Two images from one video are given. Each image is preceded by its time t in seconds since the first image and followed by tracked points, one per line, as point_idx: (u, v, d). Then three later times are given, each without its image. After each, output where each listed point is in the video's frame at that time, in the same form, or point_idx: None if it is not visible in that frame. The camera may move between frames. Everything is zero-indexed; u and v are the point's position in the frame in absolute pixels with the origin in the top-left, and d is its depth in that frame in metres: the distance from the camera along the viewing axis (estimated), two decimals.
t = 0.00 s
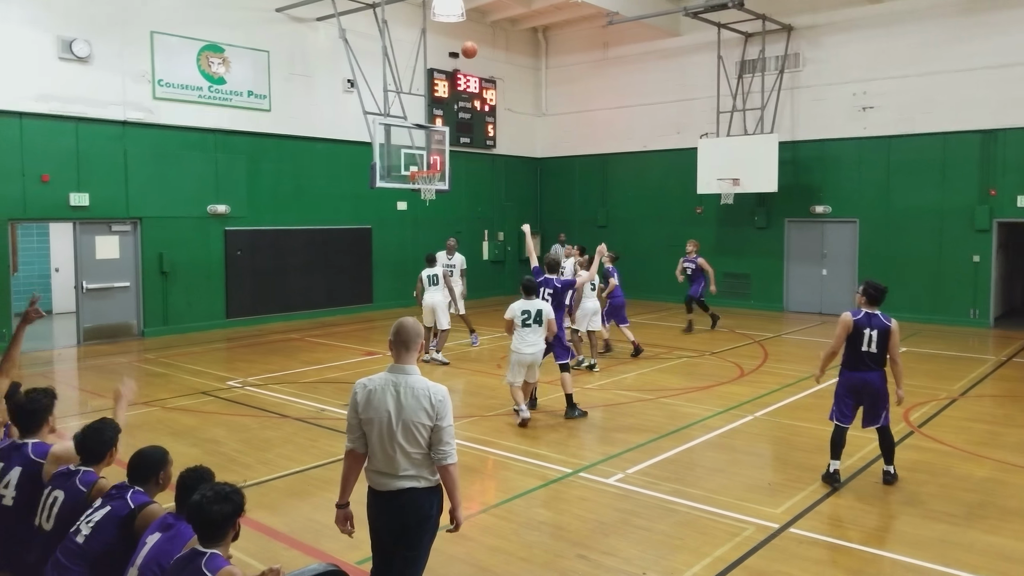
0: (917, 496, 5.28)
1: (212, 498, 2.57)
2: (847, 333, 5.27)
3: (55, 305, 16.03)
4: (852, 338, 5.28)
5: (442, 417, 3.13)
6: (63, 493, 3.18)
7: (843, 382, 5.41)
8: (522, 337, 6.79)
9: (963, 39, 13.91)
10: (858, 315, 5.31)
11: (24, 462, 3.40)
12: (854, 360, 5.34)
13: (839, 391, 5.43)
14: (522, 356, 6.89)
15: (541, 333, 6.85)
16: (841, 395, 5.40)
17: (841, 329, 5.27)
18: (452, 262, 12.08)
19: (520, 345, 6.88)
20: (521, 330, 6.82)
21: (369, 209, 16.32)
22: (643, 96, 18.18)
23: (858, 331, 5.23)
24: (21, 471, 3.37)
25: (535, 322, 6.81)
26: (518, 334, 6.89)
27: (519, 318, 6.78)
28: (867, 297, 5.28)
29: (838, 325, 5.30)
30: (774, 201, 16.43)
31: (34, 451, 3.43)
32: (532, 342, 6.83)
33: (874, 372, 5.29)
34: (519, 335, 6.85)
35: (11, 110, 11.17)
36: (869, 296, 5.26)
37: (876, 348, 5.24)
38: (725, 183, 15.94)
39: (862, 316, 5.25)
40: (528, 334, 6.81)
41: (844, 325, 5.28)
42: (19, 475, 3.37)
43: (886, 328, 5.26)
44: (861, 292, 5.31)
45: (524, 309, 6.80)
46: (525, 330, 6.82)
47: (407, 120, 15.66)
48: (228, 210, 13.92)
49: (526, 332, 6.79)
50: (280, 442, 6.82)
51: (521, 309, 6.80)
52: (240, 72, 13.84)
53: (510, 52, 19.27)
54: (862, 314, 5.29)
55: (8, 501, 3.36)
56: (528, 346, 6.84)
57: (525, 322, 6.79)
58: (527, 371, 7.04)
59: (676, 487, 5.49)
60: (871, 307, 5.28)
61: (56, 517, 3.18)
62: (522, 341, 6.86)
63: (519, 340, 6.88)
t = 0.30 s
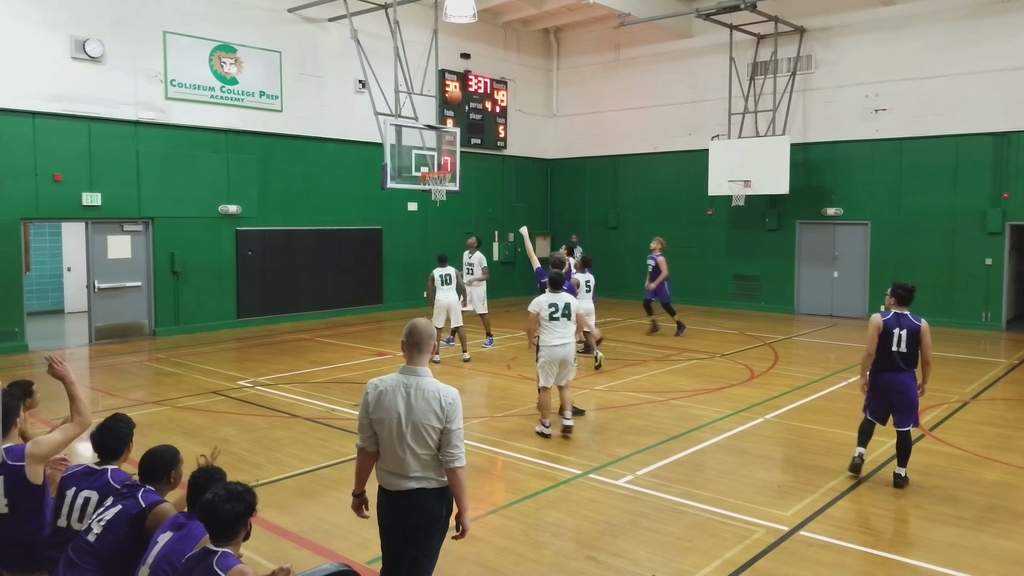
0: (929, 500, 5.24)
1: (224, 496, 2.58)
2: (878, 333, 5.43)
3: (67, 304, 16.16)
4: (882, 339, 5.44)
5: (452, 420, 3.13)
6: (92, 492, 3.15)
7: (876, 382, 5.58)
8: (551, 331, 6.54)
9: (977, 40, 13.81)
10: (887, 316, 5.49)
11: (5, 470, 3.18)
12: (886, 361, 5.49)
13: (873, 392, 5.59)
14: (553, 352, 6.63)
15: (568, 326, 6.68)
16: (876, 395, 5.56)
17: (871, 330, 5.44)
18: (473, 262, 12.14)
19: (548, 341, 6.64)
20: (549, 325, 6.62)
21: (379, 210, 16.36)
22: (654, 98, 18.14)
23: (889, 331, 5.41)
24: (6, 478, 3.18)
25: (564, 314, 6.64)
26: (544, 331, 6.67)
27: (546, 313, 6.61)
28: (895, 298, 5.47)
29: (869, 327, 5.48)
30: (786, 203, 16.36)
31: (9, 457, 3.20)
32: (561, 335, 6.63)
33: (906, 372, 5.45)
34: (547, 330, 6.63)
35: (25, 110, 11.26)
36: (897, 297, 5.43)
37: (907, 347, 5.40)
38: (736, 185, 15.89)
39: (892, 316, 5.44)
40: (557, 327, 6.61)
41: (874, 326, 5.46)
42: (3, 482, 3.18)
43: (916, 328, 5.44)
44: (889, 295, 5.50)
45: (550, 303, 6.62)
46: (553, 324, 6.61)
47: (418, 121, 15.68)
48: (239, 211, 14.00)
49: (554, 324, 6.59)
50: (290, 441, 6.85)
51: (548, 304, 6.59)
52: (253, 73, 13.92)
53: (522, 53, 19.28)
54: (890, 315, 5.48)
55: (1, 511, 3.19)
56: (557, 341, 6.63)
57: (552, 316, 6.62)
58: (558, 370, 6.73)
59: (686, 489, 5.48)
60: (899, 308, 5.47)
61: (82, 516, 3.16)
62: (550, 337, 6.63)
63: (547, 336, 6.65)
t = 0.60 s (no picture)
0: (932, 505, 5.24)
1: (230, 496, 2.59)
2: (890, 338, 5.42)
3: (71, 302, 16.20)
4: (893, 344, 5.44)
5: (455, 423, 3.13)
6: (96, 492, 3.17)
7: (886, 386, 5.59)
8: (586, 346, 6.05)
9: (984, 45, 13.78)
10: (897, 321, 5.49)
11: (5, 473, 3.19)
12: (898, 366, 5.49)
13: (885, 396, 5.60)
14: (589, 370, 6.08)
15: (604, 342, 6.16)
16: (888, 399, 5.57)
17: (883, 335, 5.41)
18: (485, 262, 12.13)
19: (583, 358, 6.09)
20: (583, 340, 6.08)
21: (384, 210, 16.39)
22: (660, 101, 18.14)
23: (900, 336, 5.41)
24: (5, 482, 3.20)
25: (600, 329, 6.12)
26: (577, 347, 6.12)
27: (581, 327, 6.07)
28: (903, 302, 5.48)
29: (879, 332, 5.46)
30: (791, 206, 16.34)
31: (8, 460, 3.21)
32: (597, 352, 6.10)
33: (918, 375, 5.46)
34: (582, 346, 6.08)
35: (31, 108, 11.31)
36: (906, 301, 5.47)
37: (917, 351, 5.40)
38: (741, 189, 15.89)
39: (902, 320, 5.44)
40: (593, 343, 6.08)
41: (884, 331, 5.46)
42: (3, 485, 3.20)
43: (926, 332, 5.43)
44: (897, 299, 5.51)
45: (585, 316, 6.12)
46: (588, 339, 6.09)
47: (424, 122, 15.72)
48: (245, 210, 14.04)
49: (591, 338, 6.08)
50: (293, 441, 6.86)
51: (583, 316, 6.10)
52: (259, 73, 13.96)
53: (528, 55, 19.30)
54: (899, 320, 5.48)
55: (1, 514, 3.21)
56: (593, 358, 6.08)
57: (586, 331, 6.09)
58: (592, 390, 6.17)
59: (689, 492, 5.48)
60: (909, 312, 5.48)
61: (82, 516, 3.17)
62: (585, 353, 6.08)
63: (580, 352, 6.10)
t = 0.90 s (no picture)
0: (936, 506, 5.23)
1: (262, 497, 2.61)
2: (892, 335, 5.46)
3: (74, 306, 16.25)
4: (896, 341, 5.46)
5: (458, 426, 3.14)
6: (91, 496, 3.17)
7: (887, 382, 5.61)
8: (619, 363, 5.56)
9: (987, 47, 13.77)
10: (900, 319, 5.51)
11: (13, 484, 3.22)
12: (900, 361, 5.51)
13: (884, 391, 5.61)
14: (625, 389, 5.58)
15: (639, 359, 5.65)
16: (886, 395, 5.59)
17: (885, 333, 5.45)
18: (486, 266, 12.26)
19: (617, 375, 5.59)
20: (616, 356, 5.59)
21: (386, 213, 16.42)
22: (663, 103, 18.15)
23: (902, 333, 5.43)
24: (13, 493, 3.22)
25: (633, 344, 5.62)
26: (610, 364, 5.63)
27: (613, 342, 5.59)
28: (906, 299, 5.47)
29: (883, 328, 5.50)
30: (793, 209, 16.35)
31: (15, 470, 3.23)
32: (633, 369, 5.61)
33: (920, 371, 5.47)
34: (615, 363, 5.59)
35: (34, 111, 11.34)
36: (910, 299, 5.43)
37: (919, 349, 5.42)
38: (743, 191, 15.88)
39: (906, 317, 5.46)
40: (627, 359, 5.58)
41: (888, 328, 5.48)
42: (11, 497, 3.22)
43: (930, 330, 5.45)
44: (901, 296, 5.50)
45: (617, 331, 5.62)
46: (623, 355, 5.59)
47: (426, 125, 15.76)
48: (247, 213, 14.06)
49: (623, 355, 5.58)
50: (296, 444, 6.87)
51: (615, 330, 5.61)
52: (262, 76, 13.98)
53: (530, 58, 19.31)
54: (902, 317, 5.50)
55: (9, 524, 3.24)
56: (629, 375, 5.59)
57: (619, 346, 5.61)
58: (629, 410, 5.66)
59: (691, 494, 5.48)
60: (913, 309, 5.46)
61: (83, 521, 3.16)
62: (620, 370, 5.58)
63: (614, 369, 5.61)
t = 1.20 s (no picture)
0: (999, 506, 5.08)
1: (334, 487, 2.67)
2: (972, 331, 5.29)
3: (128, 309, 16.68)
4: (975, 336, 5.31)
5: (500, 422, 3.13)
6: (142, 491, 3.23)
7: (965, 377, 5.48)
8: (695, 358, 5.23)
9: None
10: (978, 313, 5.34)
11: (83, 486, 3.34)
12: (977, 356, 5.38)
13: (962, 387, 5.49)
14: (698, 385, 5.20)
15: (717, 359, 5.29)
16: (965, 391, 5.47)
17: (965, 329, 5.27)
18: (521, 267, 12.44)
19: (690, 372, 5.24)
20: (690, 352, 5.28)
21: (425, 214, 16.52)
22: (701, 96, 17.93)
23: (983, 328, 5.26)
24: (84, 494, 3.34)
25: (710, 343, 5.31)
26: (683, 363, 5.29)
27: (687, 337, 5.31)
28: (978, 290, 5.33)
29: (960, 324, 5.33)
30: (840, 201, 16.01)
31: (86, 473, 3.35)
32: (710, 366, 5.24)
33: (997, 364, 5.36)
34: (690, 360, 5.26)
35: (85, 121, 11.68)
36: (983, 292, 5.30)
37: (1000, 342, 5.29)
38: (787, 184, 15.60)
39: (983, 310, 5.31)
40: (701, 356, 5.26)
41: (967, 324, 5.31)
42: (83, 498, 3.33)
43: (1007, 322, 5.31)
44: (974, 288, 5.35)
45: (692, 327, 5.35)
46: (698, 352, 5.28)
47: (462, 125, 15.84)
48: (290, 216, 14.29)
49: (698, 351, 5.26)
50: (344, 442, 6.96)
51: (690, 327, 5.33)
52: (300, 81, 14.18)
53: (563, 55, 19.23)
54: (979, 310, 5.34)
55: (79, 525, 3.35)
56: (705, 372, 5.21)
57: (694, 344, 5.31)
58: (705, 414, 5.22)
59: (742, 493, 5.41)
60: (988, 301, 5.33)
61: (138, 514, 3.22)
62: (694, 367, 5.23)
63: (687, 366, 5.27)
